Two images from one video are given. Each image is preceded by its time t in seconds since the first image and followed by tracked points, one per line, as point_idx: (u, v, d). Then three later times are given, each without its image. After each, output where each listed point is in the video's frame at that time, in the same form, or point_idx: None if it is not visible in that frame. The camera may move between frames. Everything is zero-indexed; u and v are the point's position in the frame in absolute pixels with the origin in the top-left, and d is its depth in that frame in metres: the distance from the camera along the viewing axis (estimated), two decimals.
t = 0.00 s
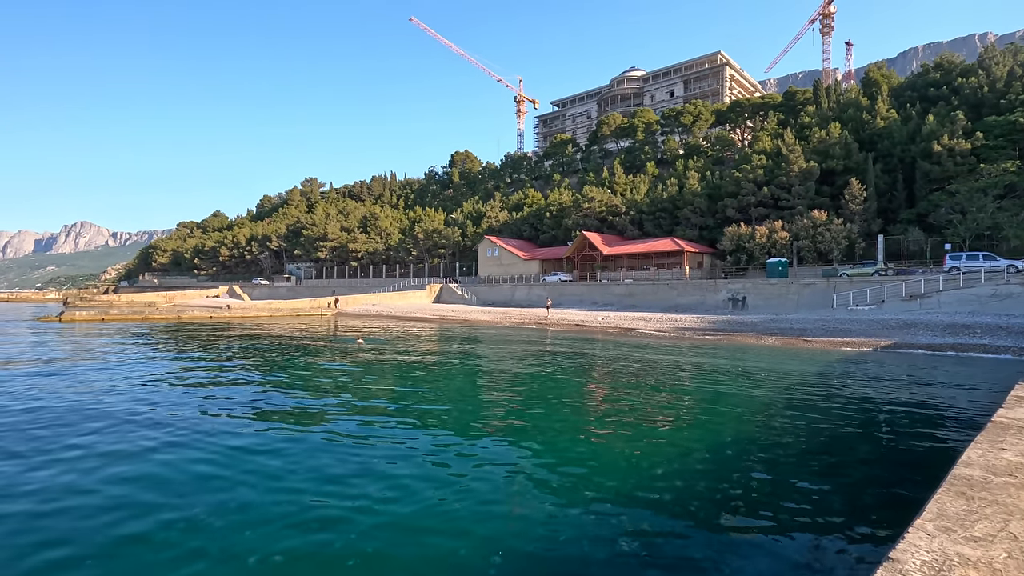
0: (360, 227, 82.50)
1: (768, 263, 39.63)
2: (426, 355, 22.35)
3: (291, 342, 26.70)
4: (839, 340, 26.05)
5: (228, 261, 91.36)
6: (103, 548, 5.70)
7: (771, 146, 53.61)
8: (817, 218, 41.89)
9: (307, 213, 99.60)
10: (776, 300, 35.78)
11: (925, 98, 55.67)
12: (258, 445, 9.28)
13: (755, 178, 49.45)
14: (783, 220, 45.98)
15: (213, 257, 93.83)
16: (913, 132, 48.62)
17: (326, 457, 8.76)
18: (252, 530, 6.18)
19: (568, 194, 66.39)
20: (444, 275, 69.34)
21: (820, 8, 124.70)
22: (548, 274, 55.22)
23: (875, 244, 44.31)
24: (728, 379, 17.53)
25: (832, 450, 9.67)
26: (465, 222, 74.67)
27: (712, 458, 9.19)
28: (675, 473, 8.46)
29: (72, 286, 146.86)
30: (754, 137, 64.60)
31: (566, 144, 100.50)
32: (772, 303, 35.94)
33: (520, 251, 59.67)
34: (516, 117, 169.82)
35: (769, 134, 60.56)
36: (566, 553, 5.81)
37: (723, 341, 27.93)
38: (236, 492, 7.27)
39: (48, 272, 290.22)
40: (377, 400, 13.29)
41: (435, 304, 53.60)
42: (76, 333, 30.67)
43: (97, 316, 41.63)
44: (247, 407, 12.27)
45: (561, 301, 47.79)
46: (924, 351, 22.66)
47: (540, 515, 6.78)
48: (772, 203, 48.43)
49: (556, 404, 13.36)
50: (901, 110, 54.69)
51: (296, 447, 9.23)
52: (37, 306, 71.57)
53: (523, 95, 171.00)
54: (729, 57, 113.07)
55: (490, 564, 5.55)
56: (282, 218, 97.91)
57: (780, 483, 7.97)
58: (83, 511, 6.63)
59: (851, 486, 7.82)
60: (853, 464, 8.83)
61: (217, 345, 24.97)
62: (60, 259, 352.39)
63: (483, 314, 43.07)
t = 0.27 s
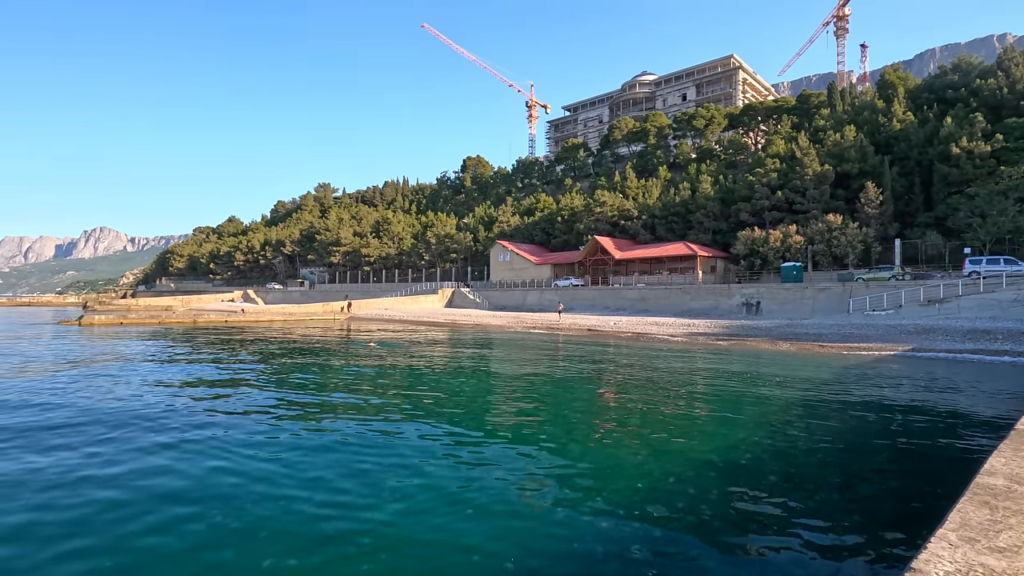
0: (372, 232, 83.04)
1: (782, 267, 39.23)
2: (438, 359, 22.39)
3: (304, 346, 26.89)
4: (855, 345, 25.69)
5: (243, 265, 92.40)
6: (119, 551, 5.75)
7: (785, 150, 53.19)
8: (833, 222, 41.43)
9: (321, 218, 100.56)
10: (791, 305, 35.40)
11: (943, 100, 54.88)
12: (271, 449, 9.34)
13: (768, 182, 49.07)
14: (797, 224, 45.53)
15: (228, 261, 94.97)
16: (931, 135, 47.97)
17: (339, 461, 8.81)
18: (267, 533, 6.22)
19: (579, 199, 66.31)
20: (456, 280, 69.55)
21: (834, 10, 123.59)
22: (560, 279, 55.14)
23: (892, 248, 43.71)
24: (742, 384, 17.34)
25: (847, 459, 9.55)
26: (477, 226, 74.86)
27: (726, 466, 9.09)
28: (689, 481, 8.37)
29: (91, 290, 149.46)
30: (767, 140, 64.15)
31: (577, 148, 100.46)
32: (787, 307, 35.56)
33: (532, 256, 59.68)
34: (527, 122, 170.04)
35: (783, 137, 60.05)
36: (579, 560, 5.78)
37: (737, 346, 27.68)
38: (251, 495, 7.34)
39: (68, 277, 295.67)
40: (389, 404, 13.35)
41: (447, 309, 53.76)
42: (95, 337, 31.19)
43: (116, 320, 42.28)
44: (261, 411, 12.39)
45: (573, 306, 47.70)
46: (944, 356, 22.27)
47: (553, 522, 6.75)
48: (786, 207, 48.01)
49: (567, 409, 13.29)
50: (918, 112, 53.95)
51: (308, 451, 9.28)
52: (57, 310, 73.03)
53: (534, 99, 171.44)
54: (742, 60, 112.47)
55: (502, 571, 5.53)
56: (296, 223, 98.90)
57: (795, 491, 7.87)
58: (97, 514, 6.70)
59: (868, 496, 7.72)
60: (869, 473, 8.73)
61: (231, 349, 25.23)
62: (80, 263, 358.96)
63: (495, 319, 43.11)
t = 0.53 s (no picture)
0: (390, 237, 83.78)
1: (803, 271, 38.61)
2: (454, 363, 22.49)
3: (322, 349, 27.20)
4: (879, 351, 25.15)
5: (263, 270, 93.79)
6: (142, 551, 5.82)
7: (805, 152, 52.50)
8: (855, 225, 40.70)
9: (339, 223, 101.69)
10: (812, 309, 34.80)
11: (969, 100, 53.69)
12: (292, 452, 9.46)
13: (788, 185, 48.44)
14: (818, 228, 44.83)
15: (249, 266, 96.52)
16: (957, 136, 46.99)
17: (357, 463, 8.88)
18: (287, 535, 6.27)
19: (596, 203, 66.13)
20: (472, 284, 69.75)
21: (856, 10, 121.83)
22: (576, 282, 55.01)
23: (916, 251, 42.78)
24: (762, 391, 17.07)
25: (870, 468, 9.35)
26: (493, 231, 75.08)
27: (746, 474, 8.95)
28: (709, 489, 8.25)
29: (116, 294, 153.21)
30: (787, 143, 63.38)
31: (594, 152, 100.25)
32: (808, 312, 34.96)
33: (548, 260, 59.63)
34: (543, 126, 170.42)
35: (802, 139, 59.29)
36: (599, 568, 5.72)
37: (757, 351, 27.27)
38: (271, 497, 7.41)
39: (95, 281, 303.02)
40: (405, 408, 13.40)
41: (464, 312, 53.91)
42: (121, 340, 31.89)
43: (140, 323, 43.19)
44: (280, 414, 12.53)
45: (589, 310, 47.52)
46: (972, 363, 21.70)
47: (572, 529, 6.68)
48: (806, 210, 47.31)
49: (584, 415, 13.21)
50: (943, 113, 52.84)
51: (326, 454, 9.34)
52: (84, 313, 74.89)
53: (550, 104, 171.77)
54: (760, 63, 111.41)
55: None
56: (315, 228, 100.21)
57: (817, 501, 7.72)
58: (119, 514, 6.78)
59: (893, 507, 7.55)
60: (893, 482, 8.55)
61: (252, 352, 25.59)
62: (106, 268, 367.72)
63: (512, 323, 43.12)
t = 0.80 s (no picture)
0: (408, 240, 84.41)
1: (826, 273, 37.89)
2: (473, 367, 22.52)
3: (342, 353, 27.49)
4: (906, 355, 24.54)
5: (285, 273, 95.21)
6: (162, 552, 5.92)
7: (828, 153, 51.66)
8: (880, 227, 39.82)
9: (358, 227, 102.84)
10: (836, 312, 34.12)
11: (1000, 97, 52.26)
12: (313, 454, 9.55)
13: (811, 187, 47.69)
14: (842, 229, 44.00)
15: (271, 270, 98.09)
16: (987, 134, 45.80)
17: (377, 466, 8.93)
18: (308, 536, 6.32)
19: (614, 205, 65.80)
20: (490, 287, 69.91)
21: (880, 7, 119.47)
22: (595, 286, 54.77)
23: (945, 253, 41.67)
24: (785, 395, 16.77)
25: (897, 477, 9.11)
26: (511, 234, 75.17)
27: (768, 482, 8.78)
28: (729, 496, 8.12)
29: (143, 297, 156.82)
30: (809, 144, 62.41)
31: (611, 154, 99.82)
32: (832, 315, 34.29)
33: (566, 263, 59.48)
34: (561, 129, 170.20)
35: (825, 140, 58.31)
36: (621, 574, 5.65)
37: (779, 356, 26.84)
38: (292, 499, 7.49)
39: (123, 285, 310.66)
40: (424, 411, 13.45)
41: (482, 316, 54.03)
42: (148, 343, 32.63)
43: (167, 327, 44.14)
44: (302, 417, 12.68)
45: (607, 313, 47.25)
46: (1005, 368, 21.02)
47: (594, 535, 6.61)
48: (829, 211, 46.50)
49: (602, 419, 13.12)
50: (972, 111, 51.48)
51: (343, 457, 9.42)
52: (113, 317, 76.93)
53: (568, 107, 171.66)
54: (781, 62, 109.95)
55: None
56: (335, 232, 101.41)
57: (842, 511, 7.55)
58: (140, 516, 6.91)
59: (922, 518, 7.33)
60: (924, 492, 8.31)
61: (274, 355, 25.98)
62: (133, 272, 376.65)
63: (530, 326, 43.08)
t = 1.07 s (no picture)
0: (428, 243, 84.95)
1: (852, 275, 37.09)
2: (492, 369, 22.54)
3: (363, 354, 27.76)
4: (937, 359, 23.87)
5: (307, 276, 96.53)
6: (193, 548, 6.06)
7: (854, 152, 50.61)
8: (909, 227, 38.81)
9: (379, 230, 103.83)
10: (863, 314, 33.32)
11: None
12: (335, 455, 9.67)
13: (836, 186, 46.79)
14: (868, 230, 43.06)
15: (293, 273, 99.59)
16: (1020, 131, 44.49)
17: (399, 468, 9.00)
18: (331, 537, 6.39)
19: (633, 207, 65.38)
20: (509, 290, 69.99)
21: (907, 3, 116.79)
22: (614, 288, 54.44)
23: (977, 253, 40.46)
24: (811, 400, 16.39)
25: (931, 484, 8.88)
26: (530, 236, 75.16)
27: (796, 488, 8.63)
28: (755, 501, 8.02)
29: (170, 300, 160.57)
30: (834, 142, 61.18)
31: (631, 156, 99.25)
32: (859, 317, 33.50)
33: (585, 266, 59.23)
34: (579, 131, 169.72)
35: (850, 139, 57.19)
36: None
37: (804, 359, 26.29)
38: (315, 499, 7.58)
39: (150, 288, 318.40)
40: (444, 414, 13.53)
41: (501, 318, 54.11)
42: (175, 344, 33.37)
43: (193, 329, 45.10)
44: (324, 418, 12.83)
45: (627, 315, 46.91)
46: None
47: (616, 540, 6.56)
48: (855, 211, 45.55)
49: (623, 423, 12.99)
50: (1005, 107, 49.99)
51: (365, 459, 9.51)
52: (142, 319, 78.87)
53: (587, 109, 171.05)
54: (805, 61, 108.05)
55: None
56: (356, 235, 102.55)
57: (875, 517, 7.40)
58: (166, 512, 7.06)
59: (956, 526, 7.17)
60: (957, 501, 8.09)
61: (296, 357, 26.35)
62: (160, 275, 385.74)
63: (549, 329, 42.99)
